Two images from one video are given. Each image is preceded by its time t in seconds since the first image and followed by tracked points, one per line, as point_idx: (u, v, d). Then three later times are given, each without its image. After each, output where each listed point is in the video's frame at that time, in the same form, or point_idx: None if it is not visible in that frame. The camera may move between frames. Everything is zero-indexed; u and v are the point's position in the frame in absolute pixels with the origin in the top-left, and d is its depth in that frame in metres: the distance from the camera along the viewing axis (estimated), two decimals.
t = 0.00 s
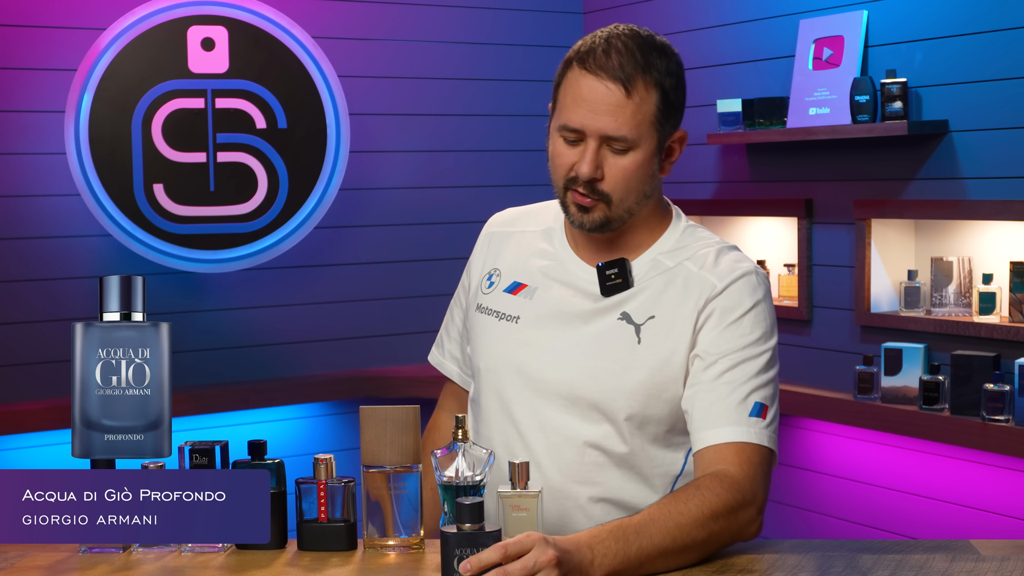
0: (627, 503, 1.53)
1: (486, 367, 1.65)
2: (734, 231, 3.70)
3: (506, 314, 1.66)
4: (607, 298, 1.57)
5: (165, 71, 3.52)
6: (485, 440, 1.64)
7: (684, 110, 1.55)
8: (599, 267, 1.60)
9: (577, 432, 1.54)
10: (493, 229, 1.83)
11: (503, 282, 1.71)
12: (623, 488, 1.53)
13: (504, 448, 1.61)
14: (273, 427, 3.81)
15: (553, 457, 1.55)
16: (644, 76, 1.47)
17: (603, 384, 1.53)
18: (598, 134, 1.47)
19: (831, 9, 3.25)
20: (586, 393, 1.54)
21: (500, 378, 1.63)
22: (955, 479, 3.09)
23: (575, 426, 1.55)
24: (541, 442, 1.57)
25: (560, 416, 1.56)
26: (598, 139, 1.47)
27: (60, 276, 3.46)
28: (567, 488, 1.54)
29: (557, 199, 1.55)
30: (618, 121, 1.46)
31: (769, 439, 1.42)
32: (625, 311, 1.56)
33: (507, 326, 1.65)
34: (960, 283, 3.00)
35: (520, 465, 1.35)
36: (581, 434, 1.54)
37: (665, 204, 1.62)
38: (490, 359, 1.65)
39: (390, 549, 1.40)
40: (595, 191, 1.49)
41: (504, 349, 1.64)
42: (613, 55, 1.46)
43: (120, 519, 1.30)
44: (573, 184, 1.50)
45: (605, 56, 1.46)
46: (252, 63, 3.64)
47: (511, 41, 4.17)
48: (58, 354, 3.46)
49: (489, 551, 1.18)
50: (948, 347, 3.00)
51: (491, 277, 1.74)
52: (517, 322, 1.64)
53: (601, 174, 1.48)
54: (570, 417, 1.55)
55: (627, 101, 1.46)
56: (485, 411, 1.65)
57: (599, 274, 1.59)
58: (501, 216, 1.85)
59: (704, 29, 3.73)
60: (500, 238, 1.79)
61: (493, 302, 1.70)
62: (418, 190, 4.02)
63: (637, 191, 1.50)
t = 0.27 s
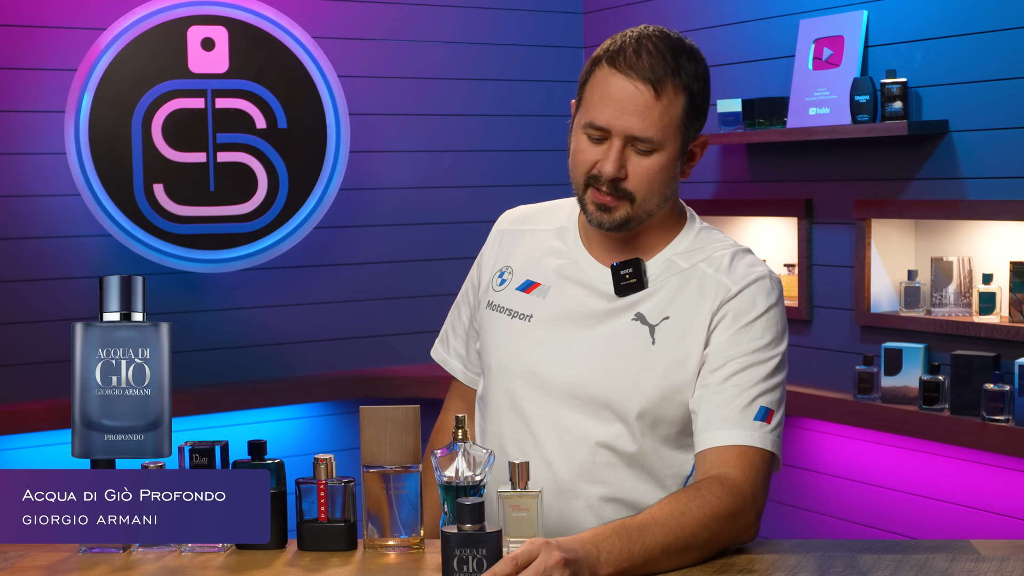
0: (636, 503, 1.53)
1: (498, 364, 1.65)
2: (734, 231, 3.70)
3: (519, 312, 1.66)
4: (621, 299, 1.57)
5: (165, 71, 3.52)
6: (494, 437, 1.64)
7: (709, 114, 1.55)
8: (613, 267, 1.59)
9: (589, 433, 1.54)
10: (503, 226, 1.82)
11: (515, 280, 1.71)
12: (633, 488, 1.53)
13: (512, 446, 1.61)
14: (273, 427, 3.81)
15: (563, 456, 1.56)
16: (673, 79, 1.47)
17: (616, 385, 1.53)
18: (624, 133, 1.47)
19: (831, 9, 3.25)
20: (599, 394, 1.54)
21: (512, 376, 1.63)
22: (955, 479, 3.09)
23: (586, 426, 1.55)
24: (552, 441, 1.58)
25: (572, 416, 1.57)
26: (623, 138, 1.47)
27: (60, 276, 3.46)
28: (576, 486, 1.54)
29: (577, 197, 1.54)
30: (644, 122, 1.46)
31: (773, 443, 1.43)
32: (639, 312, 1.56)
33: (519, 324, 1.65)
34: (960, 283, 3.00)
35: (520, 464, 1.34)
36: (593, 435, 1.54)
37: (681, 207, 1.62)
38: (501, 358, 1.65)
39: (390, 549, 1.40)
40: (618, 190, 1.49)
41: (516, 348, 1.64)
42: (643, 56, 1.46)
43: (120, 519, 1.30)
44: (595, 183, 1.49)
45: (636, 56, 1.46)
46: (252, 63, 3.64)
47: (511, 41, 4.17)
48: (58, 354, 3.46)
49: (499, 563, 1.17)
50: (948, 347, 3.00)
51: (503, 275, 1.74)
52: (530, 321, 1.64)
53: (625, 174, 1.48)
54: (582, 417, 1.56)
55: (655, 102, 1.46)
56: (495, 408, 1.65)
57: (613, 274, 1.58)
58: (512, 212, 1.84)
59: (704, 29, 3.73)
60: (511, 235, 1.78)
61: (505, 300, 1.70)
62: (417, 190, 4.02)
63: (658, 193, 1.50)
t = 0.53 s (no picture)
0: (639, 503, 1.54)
1: (506, 367, 1.65)
2: (734, 231, 3.70)
3: (528, 316, 1.66)
4: (628, 304, 1.57)
5: (165, 71, 3.52)
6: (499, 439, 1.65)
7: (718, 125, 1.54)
8: (620, 272, 1.59)
9: (595, 438, 1.55)
10: (514, 225, 1.81)
11: (525, 283, 1.70)
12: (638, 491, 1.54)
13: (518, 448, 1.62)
14: (273, 427, 3.81)
15: (568, 459, 1.56)
16: (683, 92, 1.46)
17: (623, 391, 1.53)
18: (634, 147, 1.46)
19: (832, 9, 3.25)
20: (606, 399, 1.54)
21: (521, 379, 1.63)
22: (955, 479, 3.09)
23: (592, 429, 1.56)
24: (558, 443, 1.58)
25: (577, 420, 1.57)
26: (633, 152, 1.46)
27: (60, 276, 3.46)
28: (580, 490, 1.55)
29: (587, 205, 1.54)
30: (654, 135, 1.45)
31: (775, 447, 1.42)
32: (646, 318, 1.56)
33: (528, 328, 1.65)
34: (960, 283, 3.00)
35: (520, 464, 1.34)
36: (599, 440, 1.55)
37: (689, 212, 1.62)
38: (509, 360, 1.65)
39: (390, 549, 1.40)
40: (627, 202, 1.49)
41: (524, 351, 1.64)
42: (654, 68, 1.45)
43: (120, 519, 1.30)
44: (605, 194, 1.49)
45: (648, 69, 1.45)
46: (252, 63, 3.64)
47: (511, 41, 4.17)
48: (58, 354, 3.46)
49: (498, 563, 1.16)
50: (948, 347, 3.00)
51: (514, 276, 1.73)
52: (538, 324, 1.64)
53: (635, 186, 1.47)
54: (589, 422, 1.56)
55: (665, 116, 1.45)
56: (502, 410, 1.65)
57: (621, 280, 1.58)
58: (525, 211, 1.83)
59: (704, 29, 3.73)
60: (522, 236, 1.78)
61: (514, 301, 1.70)
62: (417, 190, 4.02)
63: (668, 205, 1.50)
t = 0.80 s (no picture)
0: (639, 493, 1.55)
1: (501, 364, 1.64)
2: (734, 230, 3.70)
3: (521, 312, 1.65)
4: (620, 298, 1.57)
5: (165, 71, 3.51)
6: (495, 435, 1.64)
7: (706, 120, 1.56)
8: (612, 267, 1.59)
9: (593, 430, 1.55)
10: (504, 229, 1.81)
11: (518, 282, 1.70)
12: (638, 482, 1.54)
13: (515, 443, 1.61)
14: (273, 427, 3.81)
15: (565, 451, 1.56)
16: (672, 84, 1.48)
17: (618, 382, 1.53)
18: (625, 136, 1.47)
19: (832, 9, 3.24)
20: (602, 391, 1.54)
21: (515, 375, 1.62)
22: (955, 479, 3.09)
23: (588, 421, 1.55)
24: (555, 437, 1.58)
25: (574, 413, 1.57)
26: (624, 142, 1.47)
27: (60, 276, 3.46)
28: (578, 481, 1.55)
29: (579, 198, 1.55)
30: (644, 125, 1.47)
31: (771, 432, 1.44)
32: (638, 310, 1.56)
33: (521, 325, 1.64)
34: (960, 283, 3.00)
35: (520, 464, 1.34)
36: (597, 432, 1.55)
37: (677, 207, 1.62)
38: (504, 358, 1.64)
39: (390, 549, 1.40)
40: (618, 191, 1.49)
41: (518, 346, 1.63)
42: (645, 61, 1.47)
43: (120, 519, 1.30)
44: (598, 184, 1.50)
45: (639, 63, 1.47)
46: (252, 63, 3.64)
47: (511, 41, 4.17)
48: (58, 354, 3.46)
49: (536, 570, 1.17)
50: (948, 347, 3.00)
51: (506, 276, 1.72)
52: (533, 320, 1.63)
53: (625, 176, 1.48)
54: (586, 414, 1.56)
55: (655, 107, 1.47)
56: (497, 407, 1.64)
57: (612, 275, 1.58)
58: (515, 216, 1.83)
59: (704, 28, 3.73)
60: (512, 238, 1.77)
61: (507, 300, 1.69)
62: (418, 190, 4.02)
63: (657, 195, 1.51)
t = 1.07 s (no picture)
0: (645, 472, 1.57)
1: (489, 370, 1.63)
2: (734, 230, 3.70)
3: (501, 317, 1.65)
4: (598, 284, 1.61)
5: (165, 71, 3.51)
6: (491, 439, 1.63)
7: (631, 101, 1.60)
8: (583, 257, 1.62)
9: (593, 416, 1.56)
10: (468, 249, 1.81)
11: (493, 291, 1.70)
12: (643, 462, 1.56)
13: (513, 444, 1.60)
14: (272, 427, 3.81)
15: (567, 442, 1.56)
16: (585, 67, 1.53)
17: (612, 364, 1.56)
18: (552, 124, 1.51)
19: (832, 9, 3.24)
20: (595, 375, 1.56)
21: (505, 377, 1.62)
22: (955, 479, 3.09)
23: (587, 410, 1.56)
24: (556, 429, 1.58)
25: (570, 403, 1.57)
26: (553, 129, 1.52)
27: (59, 276, 3.46)
28: (584, 468, 1.56)
29: (529, 199, 1.58)
30: (567, 108, 1.52)
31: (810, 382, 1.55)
32: (616, 294, 1.60)
33: (502, 328, 1.64)
34: (959, 283, 3.00)
35: (520, 464, 1.34)
36: (598, 417, 1.55)
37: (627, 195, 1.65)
38: (490, 362, 1.64)
39: (390, 549, 1.40)
40: (560, 177, 1.52)
41: (504, 346, 1.63)
42: (553, 56, 1.54)
43: (120, 519, 1.30)
44: (538, 176, 1.53)
45: (550, 57, 1.54)
46: (252, 63, 3.64)
47: (511, 42, 4.17)
48: (57, 354, 3.46)
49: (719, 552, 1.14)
50: (948, 347, 2.99)
51: (481, 290, 1.72)
52: (515, 321, 1.64)
53: (563, 160, 1.51)
54: (582, 402, 1.56)
55: (571, 89, 1.52)
56: (491, 411, 1.63)
57: (585, 263, 1.61)
58: (477, 238, 1.83)
59: (704, 29, 3.73)
60: (477, 257, 1.77)
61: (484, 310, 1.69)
62: (418, 190, 4.02)
63: (599, 173, 1.53)
